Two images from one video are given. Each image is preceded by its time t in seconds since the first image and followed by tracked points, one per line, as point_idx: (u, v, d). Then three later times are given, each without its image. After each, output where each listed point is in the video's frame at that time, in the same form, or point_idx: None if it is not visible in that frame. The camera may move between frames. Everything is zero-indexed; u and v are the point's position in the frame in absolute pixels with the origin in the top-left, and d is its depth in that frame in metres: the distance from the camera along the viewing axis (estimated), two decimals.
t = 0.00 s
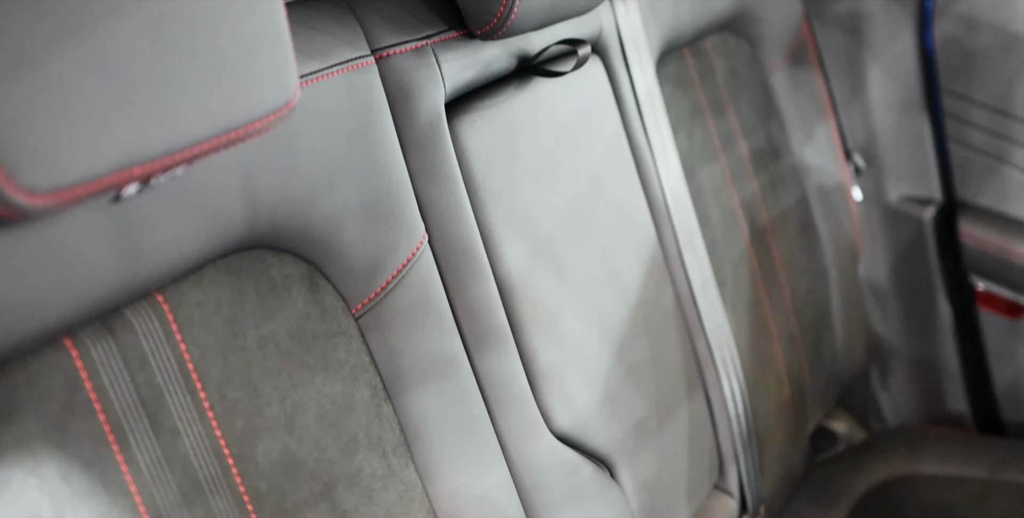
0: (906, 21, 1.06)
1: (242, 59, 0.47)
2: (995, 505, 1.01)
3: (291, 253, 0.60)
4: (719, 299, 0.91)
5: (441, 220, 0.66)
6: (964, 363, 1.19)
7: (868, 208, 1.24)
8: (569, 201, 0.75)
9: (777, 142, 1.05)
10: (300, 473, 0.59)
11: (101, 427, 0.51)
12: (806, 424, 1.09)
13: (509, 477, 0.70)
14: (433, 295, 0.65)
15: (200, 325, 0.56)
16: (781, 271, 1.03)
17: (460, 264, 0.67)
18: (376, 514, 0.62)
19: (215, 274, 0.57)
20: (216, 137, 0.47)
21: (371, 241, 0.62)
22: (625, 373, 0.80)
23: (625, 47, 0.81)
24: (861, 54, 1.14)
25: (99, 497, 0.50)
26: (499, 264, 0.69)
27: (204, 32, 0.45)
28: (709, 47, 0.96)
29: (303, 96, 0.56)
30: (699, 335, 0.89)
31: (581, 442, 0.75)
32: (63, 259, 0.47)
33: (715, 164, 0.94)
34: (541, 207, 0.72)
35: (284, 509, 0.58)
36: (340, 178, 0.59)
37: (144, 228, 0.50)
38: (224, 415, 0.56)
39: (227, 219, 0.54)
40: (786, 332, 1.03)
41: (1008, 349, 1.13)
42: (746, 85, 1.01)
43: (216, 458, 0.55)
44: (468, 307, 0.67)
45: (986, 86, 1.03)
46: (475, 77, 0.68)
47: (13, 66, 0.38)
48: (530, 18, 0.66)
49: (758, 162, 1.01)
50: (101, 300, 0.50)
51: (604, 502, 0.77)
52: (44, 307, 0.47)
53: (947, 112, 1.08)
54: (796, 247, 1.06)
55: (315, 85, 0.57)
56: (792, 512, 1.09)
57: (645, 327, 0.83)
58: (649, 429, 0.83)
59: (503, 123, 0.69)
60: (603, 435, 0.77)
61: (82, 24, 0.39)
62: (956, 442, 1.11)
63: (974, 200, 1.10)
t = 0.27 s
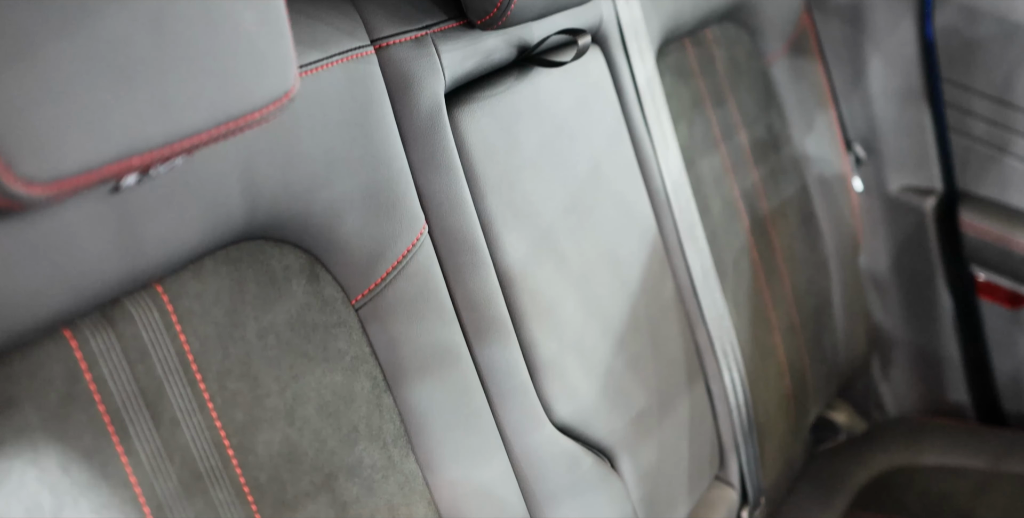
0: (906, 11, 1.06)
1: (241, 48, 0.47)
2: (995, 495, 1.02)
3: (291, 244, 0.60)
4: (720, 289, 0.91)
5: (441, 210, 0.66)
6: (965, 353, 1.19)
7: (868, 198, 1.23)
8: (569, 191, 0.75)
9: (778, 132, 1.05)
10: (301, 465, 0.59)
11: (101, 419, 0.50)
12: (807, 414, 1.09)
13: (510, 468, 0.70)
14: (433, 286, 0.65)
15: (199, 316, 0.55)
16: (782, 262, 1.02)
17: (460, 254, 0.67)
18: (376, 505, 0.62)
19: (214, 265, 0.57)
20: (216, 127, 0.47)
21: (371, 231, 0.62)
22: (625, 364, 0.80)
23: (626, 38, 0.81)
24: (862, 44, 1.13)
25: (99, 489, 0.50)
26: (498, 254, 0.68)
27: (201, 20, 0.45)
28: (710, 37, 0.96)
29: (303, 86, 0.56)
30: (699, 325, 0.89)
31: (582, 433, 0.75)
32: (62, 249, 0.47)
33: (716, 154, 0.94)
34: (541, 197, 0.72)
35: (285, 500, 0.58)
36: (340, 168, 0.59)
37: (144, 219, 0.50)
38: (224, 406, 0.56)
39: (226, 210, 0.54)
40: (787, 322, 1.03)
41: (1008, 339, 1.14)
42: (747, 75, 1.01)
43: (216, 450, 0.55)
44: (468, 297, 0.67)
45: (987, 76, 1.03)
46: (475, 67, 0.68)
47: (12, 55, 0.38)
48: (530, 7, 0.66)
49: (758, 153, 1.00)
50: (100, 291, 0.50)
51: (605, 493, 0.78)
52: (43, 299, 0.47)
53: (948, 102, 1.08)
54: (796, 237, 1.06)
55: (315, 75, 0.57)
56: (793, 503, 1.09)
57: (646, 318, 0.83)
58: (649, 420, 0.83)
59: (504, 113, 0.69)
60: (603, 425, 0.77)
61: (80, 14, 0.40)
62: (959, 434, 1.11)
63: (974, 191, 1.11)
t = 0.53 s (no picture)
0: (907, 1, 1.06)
1: (239, 41, 0.47)
2: (996, 485, 1.02)
3: (291, 235, 0.60)
4: (720, 280, 0.91)
5: (441, 201, 0.65)
6: (966, 343, 1.20)
7: (869, 189, 1.24)
8: (569, 182, 0.75)
9: (779, 122, 1.05)
10: (301, 456, 0.59)
11: (101, 410, 0.50)
12: (807, 405, 1.09)
13: (510, 458, 0.70)
14: (433, 277, 0.65)
15: (199, 307, 0.55)
16: (783, 253, 1.02)
17: (460, 245, 0.66)
18: (377, 496, 0.62)
19: (214, 256, 0.56)
20: (214, 117, 0.47)
21: (371, 222, 0.62)
22: (625, 355, 0.80)
23: (626, 28, 0.81)
24: (863, 34, 1.13)
25: (99, 480, 0.50)
26: (497, 245, 0.68)
27: (199, 10, 0.45)
28: (710, 28, 0.96)
29: (302, 77, 0.56)
30: (700, 316, 0.89)
31: (583, 424, 0.75)
32: (62, 240, 0.47)
33: (716, 145, 0.94)
34: (541, 187, 0.72)
35: (285, 492, 0.58)
36: (340, 159, 0.59)
37: (143, 210, 0.50)
38: (224, 397, 0.56)
39: (226, 201, 0.54)
40: (788, 313, 1.03)
41: (1009, 330, 1.14)
42: (747, 66, 1.01)
43: (216, 441, 0.55)
44: (468, 288, 0.67)
45: (988, 66, 1.03)
46: (474, 57, 0.67)
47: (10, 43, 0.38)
48: None
49: (759, 143, 1.00)
50: (99, 283, 0.50)
51: (605, 484, 0.77)
52: (42, 290, 0.47)
53: (948, 92, 1.08)
54: (797, 228, 1.06)
55: (314, 66, 0.56)
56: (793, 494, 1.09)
57: (646, 310, 0.83)
58: (649, 411, 0.83)
59: (504, 104, 0.69)
60: (603, 417, 0.77)
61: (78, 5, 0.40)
62: (960, 425, 1.12)
63: (974, 181, 1.11)
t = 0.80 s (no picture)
0: None
1: (235, 34, 0.47)
2: (997, 476, 1.03)
3: (290, 227, 0.60)
4: (720, 272, 0.91)
5: (440, 192, 0.65)
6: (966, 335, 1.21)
7: (868, 181, 1.23)
8: (569, 173, 0.75)
9: (778, 114, 1.05)
10: (301, 448, 0.58)
11: (100, 402, 0.50)
12: (807, 397, 1.09)
13: (510, 451, 0.70)
14: (433, 269, 0.65)
15: (199, 299, 0.55)
16: (782, 245, 1.02)
17: (460, 236, 0.66)
18: (378, 488, 0.62)
19: (213, 248, 0.56)
20: (213, 108, 0.47)
21: (370, 214, 0.62)
22: (626, 346, 0.80)
23: (626, 19, 0.80)
24: (863, 26, 1.13)
25: (99, 472, 0.50)
26: (496, 236, 0.68)
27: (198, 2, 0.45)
28: (710, 19, 0.96)
29: (301, 68, 0.55)
30: (699, 308, 0.89)
31: (583, 417, 0.75)
32: (60, 232, 0.46)
33: (716, 137, 0.94)
34: (540, 179, 0.72)
35: (285, 484, 0.58)
36: (340, 150, 0.59)
37: (142, 202, 0.50)
38: (224, 390, 0.56)
39: (225, 192, 0.54)
40: (788, 305, 1.03)
41: (1009, 322, 1.15)
42: (747, 57, 1.01)
43: (216, 434, 0.55)
44: (468, 280, 0.67)
45: (988, 58, 1.03)
46: (472, 48, 0.67)
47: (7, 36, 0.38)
48: None
49: (759, 135, 1.00)
50: (98, 275, 0.50)
51: (606, 476, 0.78)
52: (40, 282, 0.47)
53: (949, 84, 1.08)
54: (797, 220, 1.06)
55: (313, 57, 0.56)
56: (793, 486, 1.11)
57: (646, 302, 0.83)
58: (650, 403, 0.83)
59: (503, 95, 0.69)
60: (603, 409, 0.77)
61: None
62: (959, 417, 1.14)
63: (974, 172, 1.11)
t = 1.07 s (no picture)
0: None
1: (233, 25, 0.47)
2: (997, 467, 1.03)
3: (289, 219, 0.60)
4: (720, 264, 0.91)
5: (440, 184, 0.65)
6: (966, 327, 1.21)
7: (868, 173, 1.22)
8: (569, 164, 0.75)
9: (778, 106, 1.04)
10: (301, 440, 0.58)
11: (100, 395, 0.50)
12: (807, 389, 1.09)
13: (510, 443, 0.70)
14: (433, 262, 0.65)
15: (198, 291, 0.55)
16: (783, 237, 1.02)
17: (460, 228, 0.66)
18: (378, 480, 0.62)
19: (212, 240, 0.56)
20: (213, 100, 0.47)
21: (370, 206, 0.61)
22: (626, 338, 0.80)
23: (625, 11, 0.80)
24: (864, 17, 1.12)
25: (99, 465, 0.50)
26: (496, 228, 0.68)
27: None
28: (710, 11, 0.95)
29: (300, 60, 0.55)
30: (699, 300, 0.89)
31: (582, 409, 0.75)
32: (58, 224, 0.46)
33: (716, 129, 0.93)
34: (541, 171, 0.72)
35: (285, 476, 0.58)
36: (339, 142, 0.59)
37: (141, 193, 0.49)
38: (224, 382, 0.55)
39: (224, 184, 0.54)
40: (788, 298, 1.03)
41: (1009, 314, 1.15)
42: (747, 49, 1.00)
43: (216, 426, 0.55)
44: (468, 272, 0.67)
45: (988, 50, 1.03)
46: (472, 40, 0.67)
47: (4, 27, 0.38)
48: None
49: (759, 127, 1.00)
50: (96, 267, 0.50)
51: (606, 468, 0.78)
52: (38, 273, 0.46)
53: (949, 75, 1.08)
54: (797, 212, 1.06)
55: (312, 49, 0.56)
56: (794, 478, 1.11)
57: (646, 294, 0.83)
58: (650, 395, 0.83)
59: (503, 87, 0.69)
60: (603, 400, 0.77)
61: None
62: (959, 410, 1.14)
63: (974, 163, 1.11)
